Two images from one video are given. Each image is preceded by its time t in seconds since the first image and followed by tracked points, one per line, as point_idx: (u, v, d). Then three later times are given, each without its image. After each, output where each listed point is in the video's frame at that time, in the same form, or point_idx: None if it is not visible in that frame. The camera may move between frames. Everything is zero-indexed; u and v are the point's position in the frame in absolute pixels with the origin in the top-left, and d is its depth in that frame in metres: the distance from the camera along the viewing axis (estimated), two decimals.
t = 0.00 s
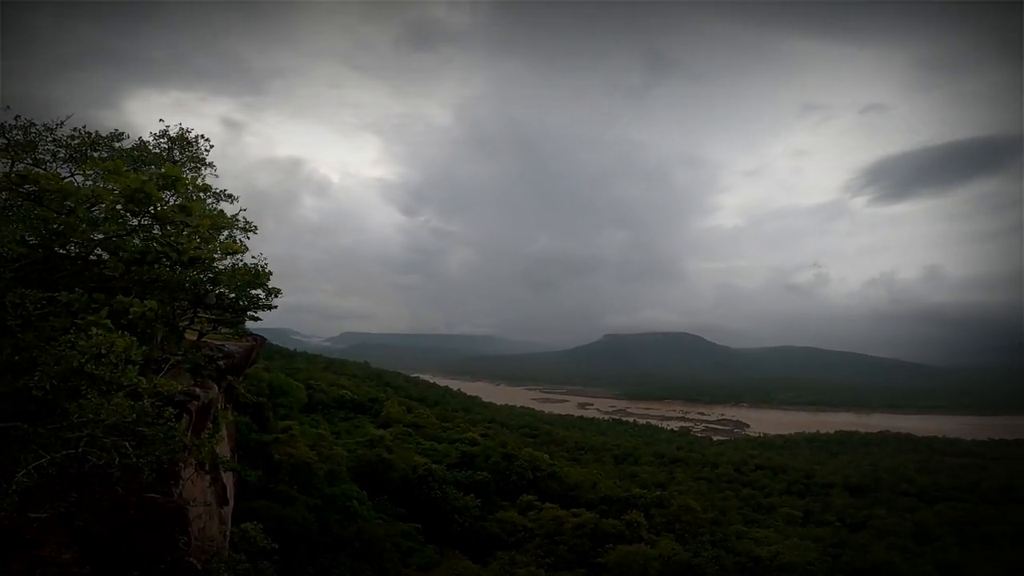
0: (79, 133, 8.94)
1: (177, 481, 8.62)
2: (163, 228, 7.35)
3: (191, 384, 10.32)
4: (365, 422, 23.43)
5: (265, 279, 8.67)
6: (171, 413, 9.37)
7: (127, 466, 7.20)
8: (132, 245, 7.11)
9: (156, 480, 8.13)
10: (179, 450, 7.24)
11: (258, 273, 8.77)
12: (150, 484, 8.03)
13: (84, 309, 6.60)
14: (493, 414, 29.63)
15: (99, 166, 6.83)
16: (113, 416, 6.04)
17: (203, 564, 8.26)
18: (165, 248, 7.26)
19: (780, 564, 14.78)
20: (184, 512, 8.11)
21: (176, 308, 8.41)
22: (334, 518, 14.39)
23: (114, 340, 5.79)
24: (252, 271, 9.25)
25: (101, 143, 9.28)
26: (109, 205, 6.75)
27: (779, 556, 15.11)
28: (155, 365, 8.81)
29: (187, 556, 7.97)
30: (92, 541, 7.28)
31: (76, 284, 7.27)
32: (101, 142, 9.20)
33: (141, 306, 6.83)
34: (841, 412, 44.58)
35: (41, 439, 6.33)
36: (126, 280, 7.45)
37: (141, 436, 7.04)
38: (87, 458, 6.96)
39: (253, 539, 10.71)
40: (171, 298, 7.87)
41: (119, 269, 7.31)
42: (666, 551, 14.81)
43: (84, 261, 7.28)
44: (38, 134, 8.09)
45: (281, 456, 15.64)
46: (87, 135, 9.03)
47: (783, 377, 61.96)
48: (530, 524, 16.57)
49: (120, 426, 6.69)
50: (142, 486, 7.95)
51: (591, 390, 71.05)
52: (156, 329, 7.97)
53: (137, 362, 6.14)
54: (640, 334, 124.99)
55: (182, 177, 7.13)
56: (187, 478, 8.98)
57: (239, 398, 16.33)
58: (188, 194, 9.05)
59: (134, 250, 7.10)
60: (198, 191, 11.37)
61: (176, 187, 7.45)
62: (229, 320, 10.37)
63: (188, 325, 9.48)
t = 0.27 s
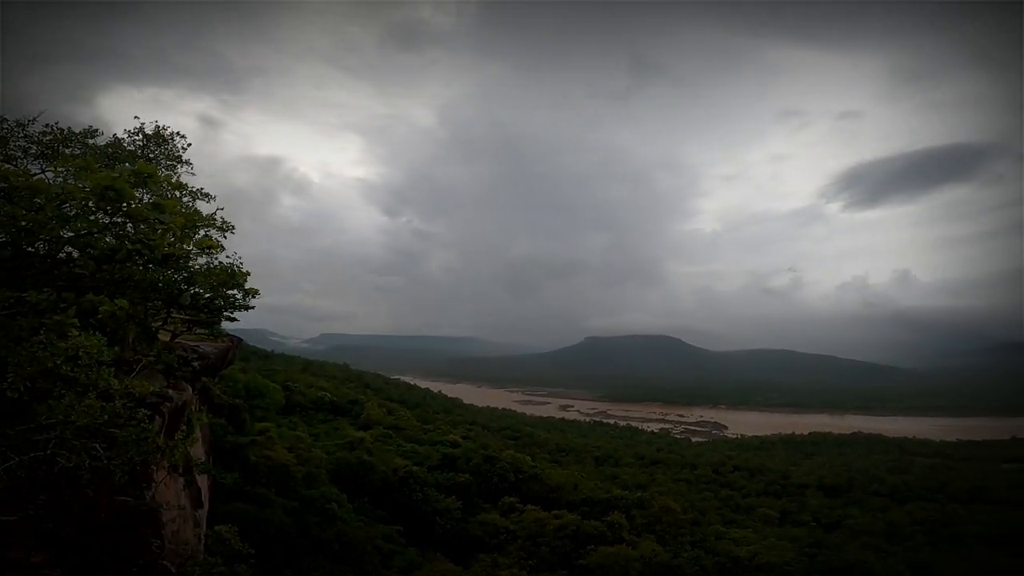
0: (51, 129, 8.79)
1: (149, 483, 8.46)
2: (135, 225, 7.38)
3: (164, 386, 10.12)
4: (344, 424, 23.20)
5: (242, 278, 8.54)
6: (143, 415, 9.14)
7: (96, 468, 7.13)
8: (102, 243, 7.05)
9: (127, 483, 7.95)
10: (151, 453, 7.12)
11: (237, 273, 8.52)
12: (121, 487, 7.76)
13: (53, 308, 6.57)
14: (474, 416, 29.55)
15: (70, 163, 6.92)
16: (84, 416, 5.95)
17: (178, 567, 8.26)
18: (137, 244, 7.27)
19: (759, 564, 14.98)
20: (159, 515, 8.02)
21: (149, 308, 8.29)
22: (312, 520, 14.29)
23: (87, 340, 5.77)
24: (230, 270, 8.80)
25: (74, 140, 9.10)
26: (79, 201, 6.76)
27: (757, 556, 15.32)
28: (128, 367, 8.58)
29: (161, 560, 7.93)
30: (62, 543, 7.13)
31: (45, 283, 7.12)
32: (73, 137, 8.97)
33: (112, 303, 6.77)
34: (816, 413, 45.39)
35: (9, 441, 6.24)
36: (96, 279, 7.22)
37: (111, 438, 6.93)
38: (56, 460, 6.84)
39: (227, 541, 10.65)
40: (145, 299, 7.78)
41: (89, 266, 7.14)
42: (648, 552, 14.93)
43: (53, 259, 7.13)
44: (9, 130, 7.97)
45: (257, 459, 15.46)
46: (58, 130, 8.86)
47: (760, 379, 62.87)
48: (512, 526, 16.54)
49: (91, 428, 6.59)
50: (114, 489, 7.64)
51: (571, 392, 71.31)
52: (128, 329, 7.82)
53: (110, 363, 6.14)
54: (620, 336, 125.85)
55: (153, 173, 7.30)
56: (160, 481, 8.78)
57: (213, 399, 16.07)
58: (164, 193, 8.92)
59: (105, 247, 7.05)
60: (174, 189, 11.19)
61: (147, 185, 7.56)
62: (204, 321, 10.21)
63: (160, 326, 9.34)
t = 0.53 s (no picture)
0: (20, 123, 8.68)
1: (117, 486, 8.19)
2: (101, 222, 7.77)
3: (133, 386, 9.84)
4: (321, 426, 22.92)
5: (213, 276, 8.81)
6: (111, 416, 8.81)
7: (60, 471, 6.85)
8: (70, 238, 7.44)
9: (94, 486, 7.72)
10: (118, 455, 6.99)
11: (206, 272, 8.73)
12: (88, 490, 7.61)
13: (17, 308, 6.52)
14: (454, 418, 29.44)
15: (38, 161, 7.36)
16: (48, 418, 5.85)
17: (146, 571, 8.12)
18: (103, 242, 7.65)
19: (735, 565, 15.21)
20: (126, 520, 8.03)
21: (118, 308, 8.27)
22: (288, 523, 14.07)
23: (50, 339, 5.86)
24: (201, 270, 9.06)
25: (44, 135, 8.94)
26: (46, 195, 7.18)
27: (733, 557, 15.54)
28: (95, 367, 8.30)
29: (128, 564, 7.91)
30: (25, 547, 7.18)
31: (12, 280, 7.37)
32: (42, 131, 8.82)
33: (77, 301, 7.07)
34: (790, 416, 46.25)
35: None
36: (63, 277, 7.52)
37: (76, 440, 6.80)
38: (19, 462, 6.67)
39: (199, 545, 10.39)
40: (113, 298, 7.88)
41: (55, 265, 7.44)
42: (627, 553, 15.05)
43: (19, 257, 7.42)
44: None
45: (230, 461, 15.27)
46: (28, 125, 8.72)
47: (735, 382, 63.83)
48: (491, 528, 16.52)
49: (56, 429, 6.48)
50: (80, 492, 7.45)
51: (550, 394, 71.46)
52: (95, 329, 7.74)
53: (75, 364, 6.10)
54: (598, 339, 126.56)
55: (118, 168, 7.76)
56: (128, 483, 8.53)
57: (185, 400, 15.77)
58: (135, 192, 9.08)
59: (72, 242, 7.43)
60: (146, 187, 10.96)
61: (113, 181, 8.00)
62: (174, 321, 10.02)
63: (129, 326, 9.21)
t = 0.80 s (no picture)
0: None
1: (81, 484, 8.06)
2: (68, 215, 7.80)
3: (98, 383, 9.56)
4: (295, 424, 22.62)
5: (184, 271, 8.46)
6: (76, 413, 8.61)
7: (22, 469, 6.69)
8: (34, 230, 7.44)
9: (57, 484, 7.60)
10: (83, 451, 6.86)
11: (177, 267, 8.40)
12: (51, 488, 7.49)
13: None
14: (431, 416, 29.32)
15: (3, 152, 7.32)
16: (10, 414, 5.71)
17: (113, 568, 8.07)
18: (68, 235, 7.67)
19: (709, 563, 15.44)
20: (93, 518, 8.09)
21: (83, 301, 8.06)
22: (261, 522, 13.85)
23: (11, 332, 5.73)
24: (173, 263, 8.69)
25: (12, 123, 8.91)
26: (10, 188, 7.14)
27: (707, 554, 15.78)
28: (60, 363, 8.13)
29: (93, 561, 7.85)
30: None
31: None
32: (8, 120, 8.71)
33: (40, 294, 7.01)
34: (762, 416, 47.11)
35: None
36: (27, 269, 7.44)
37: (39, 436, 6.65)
38: None
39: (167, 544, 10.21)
40: (79, 291, 7.70)
41: (19, 255, 7.39)
42: (604, 552, 15.18)
43: None
44: None
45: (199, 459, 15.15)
46: None
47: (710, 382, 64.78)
48: (469, 526, 16.50)
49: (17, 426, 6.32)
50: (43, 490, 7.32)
51: (527, 393, 71.61)
52: (59, 323, 7.54)
53: (38, 359, 5.98)
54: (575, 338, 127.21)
55: (86, 161, 7.51)
56: (93, 481, 8.38)
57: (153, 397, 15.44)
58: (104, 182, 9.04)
59: (36, 234, 7.42)
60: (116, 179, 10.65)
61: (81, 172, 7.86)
62: (143, 315, 9.70)
63: (96, 319, 8.94)
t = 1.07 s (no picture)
0: None
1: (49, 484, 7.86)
2: (40, 211, 7.67)
3: (67, 381, 9.23)
4: (273, 424, 22.29)
5: (159, 269, 8.76)
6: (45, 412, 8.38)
7: None
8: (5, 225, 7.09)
9: (24, 485, 7.39)
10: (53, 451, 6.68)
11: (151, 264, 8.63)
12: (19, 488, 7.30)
13: None
14: (413, 417, 29.13)
15: None
16: None
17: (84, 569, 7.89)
18: (41, 231, 7.43)
19: (689, 563, 15.57)
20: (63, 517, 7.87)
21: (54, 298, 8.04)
22: (238, 524, 13.60)
23: None
24: (146, 259, 9.05)
25: None
26: None
27: (687, 555, 15.89)
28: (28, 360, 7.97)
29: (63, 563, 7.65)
30: None
31: None
32: None
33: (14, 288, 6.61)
34: (741, 418, 47.69)
35: None
36: None
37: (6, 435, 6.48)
38: None
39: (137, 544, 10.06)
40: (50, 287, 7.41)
41: None
42: (585, 552, 15.22)
43: None
44: None
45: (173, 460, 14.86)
46: None
47: (689, 384, 65.38)
48: (451, 527, 16.42)
49: None
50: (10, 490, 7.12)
51: (508, 394, 71.57)
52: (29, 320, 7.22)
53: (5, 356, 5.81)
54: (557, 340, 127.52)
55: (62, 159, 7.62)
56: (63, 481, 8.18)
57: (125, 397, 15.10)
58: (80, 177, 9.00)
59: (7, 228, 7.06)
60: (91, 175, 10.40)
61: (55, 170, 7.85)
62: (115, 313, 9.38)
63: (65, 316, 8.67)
